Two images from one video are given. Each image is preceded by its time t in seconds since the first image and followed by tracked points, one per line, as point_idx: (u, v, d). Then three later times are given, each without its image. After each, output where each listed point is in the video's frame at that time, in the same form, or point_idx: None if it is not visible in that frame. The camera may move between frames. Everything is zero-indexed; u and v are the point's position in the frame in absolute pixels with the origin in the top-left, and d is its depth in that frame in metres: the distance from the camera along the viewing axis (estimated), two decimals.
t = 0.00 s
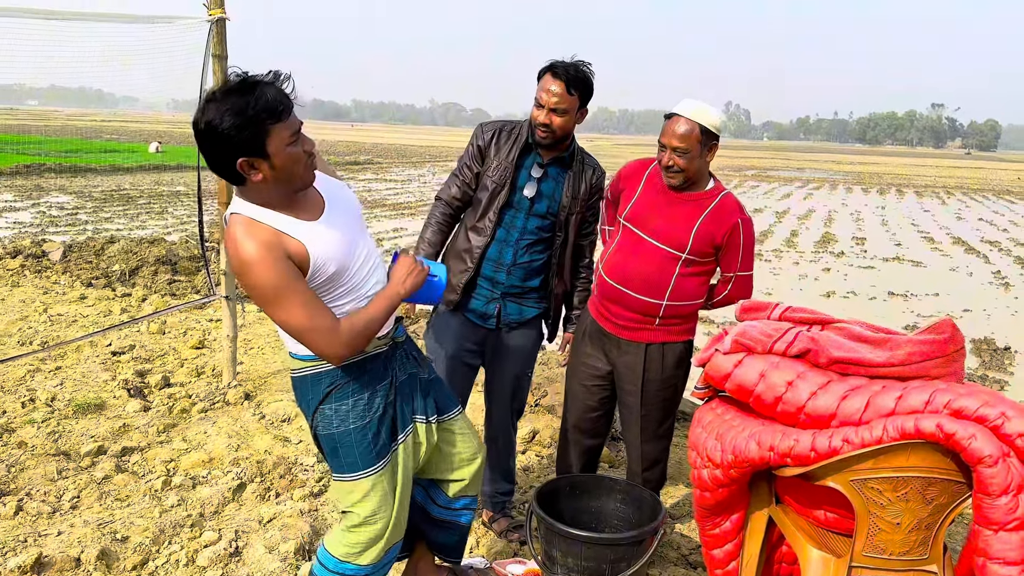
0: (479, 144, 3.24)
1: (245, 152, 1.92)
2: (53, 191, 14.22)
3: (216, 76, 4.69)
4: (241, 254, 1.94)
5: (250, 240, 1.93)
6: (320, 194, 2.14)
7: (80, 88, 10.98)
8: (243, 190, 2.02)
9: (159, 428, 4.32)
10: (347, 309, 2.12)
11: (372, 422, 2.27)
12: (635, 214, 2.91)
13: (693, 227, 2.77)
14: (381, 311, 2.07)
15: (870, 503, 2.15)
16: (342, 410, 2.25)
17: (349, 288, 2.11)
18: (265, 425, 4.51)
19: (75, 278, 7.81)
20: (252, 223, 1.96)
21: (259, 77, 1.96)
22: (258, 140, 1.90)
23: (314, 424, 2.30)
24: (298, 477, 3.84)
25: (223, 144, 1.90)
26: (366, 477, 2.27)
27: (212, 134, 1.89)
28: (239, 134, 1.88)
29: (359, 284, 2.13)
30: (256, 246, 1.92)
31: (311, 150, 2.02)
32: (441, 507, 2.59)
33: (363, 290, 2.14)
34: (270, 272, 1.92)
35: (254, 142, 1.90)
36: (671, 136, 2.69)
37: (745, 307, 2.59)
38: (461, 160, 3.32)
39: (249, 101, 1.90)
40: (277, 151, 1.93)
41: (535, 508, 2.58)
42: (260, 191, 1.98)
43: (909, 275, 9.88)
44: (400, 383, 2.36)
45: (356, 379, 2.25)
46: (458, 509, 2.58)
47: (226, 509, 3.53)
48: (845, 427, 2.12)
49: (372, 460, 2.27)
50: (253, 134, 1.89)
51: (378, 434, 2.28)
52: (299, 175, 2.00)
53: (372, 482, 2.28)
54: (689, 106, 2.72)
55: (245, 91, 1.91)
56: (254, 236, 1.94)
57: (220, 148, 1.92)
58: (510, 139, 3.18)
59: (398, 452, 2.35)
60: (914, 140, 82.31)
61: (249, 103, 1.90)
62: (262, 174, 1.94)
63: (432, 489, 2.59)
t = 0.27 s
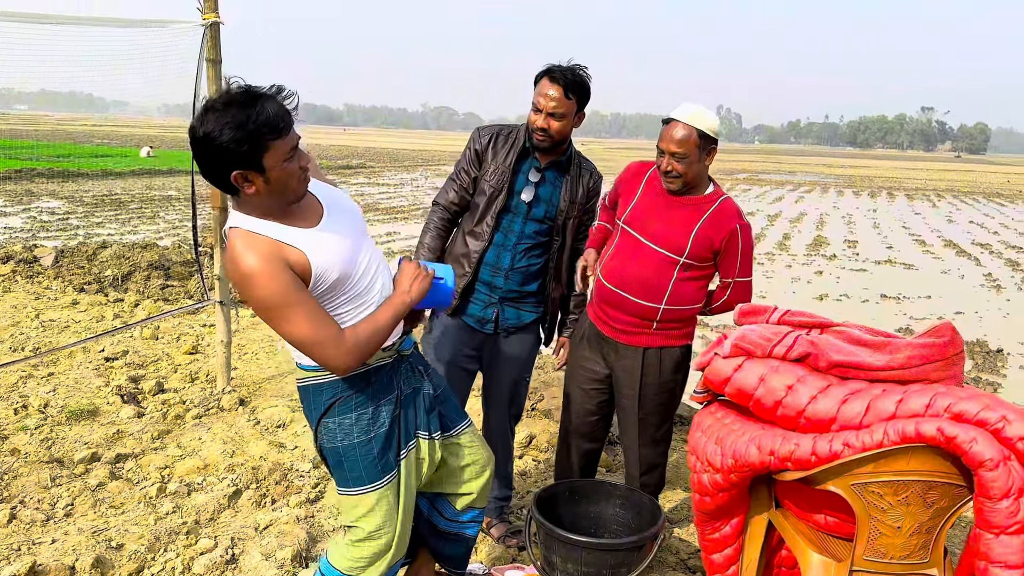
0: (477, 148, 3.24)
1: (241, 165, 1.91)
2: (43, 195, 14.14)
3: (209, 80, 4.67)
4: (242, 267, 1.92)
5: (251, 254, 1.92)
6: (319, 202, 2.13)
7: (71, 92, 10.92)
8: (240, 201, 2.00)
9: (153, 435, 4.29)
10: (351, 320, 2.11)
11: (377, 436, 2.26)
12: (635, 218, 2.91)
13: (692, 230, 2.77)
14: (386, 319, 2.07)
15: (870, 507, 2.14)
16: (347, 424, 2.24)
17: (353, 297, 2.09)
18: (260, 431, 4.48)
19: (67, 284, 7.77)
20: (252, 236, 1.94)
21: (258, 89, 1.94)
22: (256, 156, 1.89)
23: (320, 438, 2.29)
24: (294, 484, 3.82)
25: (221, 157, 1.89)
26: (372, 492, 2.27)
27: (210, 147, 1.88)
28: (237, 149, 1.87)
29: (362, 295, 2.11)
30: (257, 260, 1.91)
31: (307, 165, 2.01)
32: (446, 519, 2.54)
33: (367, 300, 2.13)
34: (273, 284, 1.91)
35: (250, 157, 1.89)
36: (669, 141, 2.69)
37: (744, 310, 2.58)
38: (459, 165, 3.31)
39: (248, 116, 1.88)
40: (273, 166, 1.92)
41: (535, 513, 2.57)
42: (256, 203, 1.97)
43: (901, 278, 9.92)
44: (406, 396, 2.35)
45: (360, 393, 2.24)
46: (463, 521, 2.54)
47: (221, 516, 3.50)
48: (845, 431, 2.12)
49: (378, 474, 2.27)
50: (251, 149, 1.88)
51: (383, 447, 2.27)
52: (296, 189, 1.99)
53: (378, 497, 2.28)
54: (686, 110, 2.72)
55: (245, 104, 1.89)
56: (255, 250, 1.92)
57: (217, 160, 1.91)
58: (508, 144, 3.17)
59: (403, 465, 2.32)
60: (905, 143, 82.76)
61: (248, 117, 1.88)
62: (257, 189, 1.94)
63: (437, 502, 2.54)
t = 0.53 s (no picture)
0: (474, 150, 3.21)
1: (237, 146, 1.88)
2: (30, 200, 14.01)
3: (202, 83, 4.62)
4: (244, 252, 1.90)
5: (252, 238, 1.89)
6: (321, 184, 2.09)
7: (58, 96, 10.83)
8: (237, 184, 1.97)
9: (147, 442, 4.24)
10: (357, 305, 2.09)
11: (379, 422, 2.23)
12: (635, 222, 2.88)
13: (693, 233, 2.76)
14: (389, 305, 2.03)
15: (876, 511, 2.13)
16: (351, 407, 2.21)
17: (358, 282, 2.07)
18: (255, 437, 4.44)
19: (57, 289, 7.69)
20: (252, 221, 1.91)
21: (255, 69, 1.90)
22: (251, 136, 1.85)
23: (323, 419, 2.26)
24: (290, 490, 3.78)
25: (216, 137, 1.86)
26: (367, 476, 2.24)
27: (205, 127, 1.84)
28: (233, 128, 1.84)
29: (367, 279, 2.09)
30: (258, 243, 1.88)
31: (305, 147, 1.97)
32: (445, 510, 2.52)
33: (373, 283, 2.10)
34: (275, 268, 1.87)
35: (247, 137, 1.86)
36: (666, 150, 2.66)
37: (745, 313, 2.57)
38: (456, 166, 3.29)
39: (244, 96, 1.85)
40: (270, 147, 1.88)
41: (536, 519, 2.55)
42: (253, 185, 1.94)
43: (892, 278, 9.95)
44: (411, 382, 2.32)
45: (368, 376, 2.21)
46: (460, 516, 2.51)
47: (217, 523, 3.46)
48: (850, 434, 2.11)
49: (375, 459, 2.23)
50: (247, 129, 1.85)
51: (383, 434, 2.24)
52: (293, 171, 1.95)
53: (372, 481, 2.24)
54: (682, 115, 2.67)
55: (241, 83, 1.86)
56: (255, 234, 1.89)
57: (212, 140, 1.87)
58: (505, 146, 3.15)
59: (401, 451, 2.29)
60: (892, 144, 83.28)
61: (244, 97, 1.85)
62: (254, 170, 1.90)
63: (435, 491, 2.53)
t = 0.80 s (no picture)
0: (474, 152, 3.16)
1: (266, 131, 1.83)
2: (13, 204, 13.82)
3: (193, 85, 4.55)
4: (255, 245, 1.84)
5: (265, 231, 1.84)
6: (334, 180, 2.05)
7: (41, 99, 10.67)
8: (254, 173, 1.91)
9: (140, 451, 4.16)
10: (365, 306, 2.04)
11: (375, 427, 2.18)
12: (642, 224, 2.81)
13: (702, 233, 2.74)
14: (400, 303, 1.98)
15: (894, 515, 2.10)
16: (347, 412, 2.17)
17: (367, 284, 2.02)
18: (251, 444, 4.37)
19: (43, 295, 7.57)
20: (265, 213, 1.86)
21: (285, 53, 1.86)
22: (284, 122, 1.81)
23: (319, 426, 2.22)
24: (289, 499, 3.71)
25: (245, 120, 1.79)
26: (363, 483, 2.18)
27: (236, 109, 1.78)
28: (266, 113, 1.79)
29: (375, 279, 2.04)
30: (271, 236, 1.82)
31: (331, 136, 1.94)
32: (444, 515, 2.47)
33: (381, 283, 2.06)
34: (286, 262, 1.82)
35: (278, 123, 1.81)
36: (674, 147, 2.63)
37: (756, 314, 2.54)
38: (455, 168, 3.24)
39: (278, 80, 1.80)
40: (299, 134, 1.85)
41: (546, 526, 2.51)
42: (275, 173, 1.89)
43: (880, 276, 9.99)
44: (408, 387, 2.26)
45: (364, 381, 2.17)
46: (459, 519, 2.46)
47: (215, 534, 3.39)
48: (868, 437, 2.07)
49: (372, 465, 2.18)
50: (280, 115, 1.80)
51: (381, 439, 2.19)
52: (318, 161, 1.92)
53: (370, 488, 2.19)
54: (690, 113, 2.64)
55: (274, 68, 1.81)
56: (268, 226, 1.84)
57: (240, 124, 1.81)
58: (506, 148, 3.11)
59: (398, 457, 2.24)
60: (876, 143, 83.90)
61: (278, 81, 1.80)
62: (281, 158, 1.86)
63: (431, 496, 2.48)
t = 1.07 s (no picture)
0: (474, 156, 3.09)
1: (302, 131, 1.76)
2: None
3: (181, 89, 4.44)
4: (276, 249, 1.75)
5: (289, 235, 1.75)
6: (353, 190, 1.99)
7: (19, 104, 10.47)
8: (280, 177, 1.83)
9: (133, 465, 4.05)
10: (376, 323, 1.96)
11: (382, 443, 2.10)
12: (652, 228, 2.75)
13: (712, 237, 2.70)
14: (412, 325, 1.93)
15: (921, 524, 2.05)
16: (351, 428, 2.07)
17: (378, 301, 1.95)
18: (246, 456, 4.27)
19: (25, 304, 7.41)
20: (288, 217, 1.77)
21: (322, 53, 1.82)
22: (323, 121, 1.75)
23: (320, 442, 2.12)
24: (288, 512, 3.62)
25: (282, 117, 1.72)
26: (370, 501, 2.10)
27: (274, 105, 1.71)
28: (304, 110, 1.72)
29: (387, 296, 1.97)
30: (296, 241, 1.74)
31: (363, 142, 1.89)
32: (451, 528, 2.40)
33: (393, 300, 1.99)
34: (308, 272, 1.74)
35: (316, 122, 1.75)
36: (687, 145, 2.58)
37: (770, 319, 2.49)
38: (456, 173, 3.16)
39: (318, 77, 1.75)
40: (336, 136, 1.79)
41: (561, 538, 2.44)
42: (306, 176, 1.81)
43: (867, 272, 10.03)
44: (412, 401, 2.19)
45: (369, 395, 2.08)
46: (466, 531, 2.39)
47: (214, 551, 3.30)
48: (894, 445, 2.02)
49: (379, 483, 2.10)
50: (320, 113, 1.74)
51: (388, 456, 2.11)
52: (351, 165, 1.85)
53: (377, 506, 2.10)
54: (704, 113, 2.60)
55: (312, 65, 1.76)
56: (292, 231, 1.75)
57: (276, 121, 1.74)
58: (508, 151, 3.04)
59: (406, 474, 2.17)
60: (856, 140, 84.63)
61: (317, 78, 1.75)
62: (315, 159, 1.79)
63: (435, 511, 2.41)
